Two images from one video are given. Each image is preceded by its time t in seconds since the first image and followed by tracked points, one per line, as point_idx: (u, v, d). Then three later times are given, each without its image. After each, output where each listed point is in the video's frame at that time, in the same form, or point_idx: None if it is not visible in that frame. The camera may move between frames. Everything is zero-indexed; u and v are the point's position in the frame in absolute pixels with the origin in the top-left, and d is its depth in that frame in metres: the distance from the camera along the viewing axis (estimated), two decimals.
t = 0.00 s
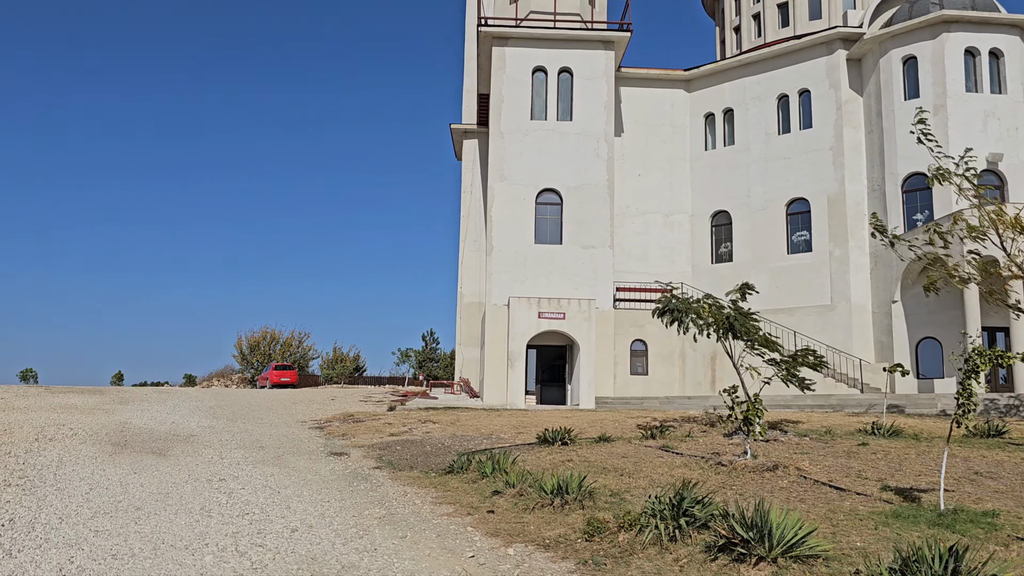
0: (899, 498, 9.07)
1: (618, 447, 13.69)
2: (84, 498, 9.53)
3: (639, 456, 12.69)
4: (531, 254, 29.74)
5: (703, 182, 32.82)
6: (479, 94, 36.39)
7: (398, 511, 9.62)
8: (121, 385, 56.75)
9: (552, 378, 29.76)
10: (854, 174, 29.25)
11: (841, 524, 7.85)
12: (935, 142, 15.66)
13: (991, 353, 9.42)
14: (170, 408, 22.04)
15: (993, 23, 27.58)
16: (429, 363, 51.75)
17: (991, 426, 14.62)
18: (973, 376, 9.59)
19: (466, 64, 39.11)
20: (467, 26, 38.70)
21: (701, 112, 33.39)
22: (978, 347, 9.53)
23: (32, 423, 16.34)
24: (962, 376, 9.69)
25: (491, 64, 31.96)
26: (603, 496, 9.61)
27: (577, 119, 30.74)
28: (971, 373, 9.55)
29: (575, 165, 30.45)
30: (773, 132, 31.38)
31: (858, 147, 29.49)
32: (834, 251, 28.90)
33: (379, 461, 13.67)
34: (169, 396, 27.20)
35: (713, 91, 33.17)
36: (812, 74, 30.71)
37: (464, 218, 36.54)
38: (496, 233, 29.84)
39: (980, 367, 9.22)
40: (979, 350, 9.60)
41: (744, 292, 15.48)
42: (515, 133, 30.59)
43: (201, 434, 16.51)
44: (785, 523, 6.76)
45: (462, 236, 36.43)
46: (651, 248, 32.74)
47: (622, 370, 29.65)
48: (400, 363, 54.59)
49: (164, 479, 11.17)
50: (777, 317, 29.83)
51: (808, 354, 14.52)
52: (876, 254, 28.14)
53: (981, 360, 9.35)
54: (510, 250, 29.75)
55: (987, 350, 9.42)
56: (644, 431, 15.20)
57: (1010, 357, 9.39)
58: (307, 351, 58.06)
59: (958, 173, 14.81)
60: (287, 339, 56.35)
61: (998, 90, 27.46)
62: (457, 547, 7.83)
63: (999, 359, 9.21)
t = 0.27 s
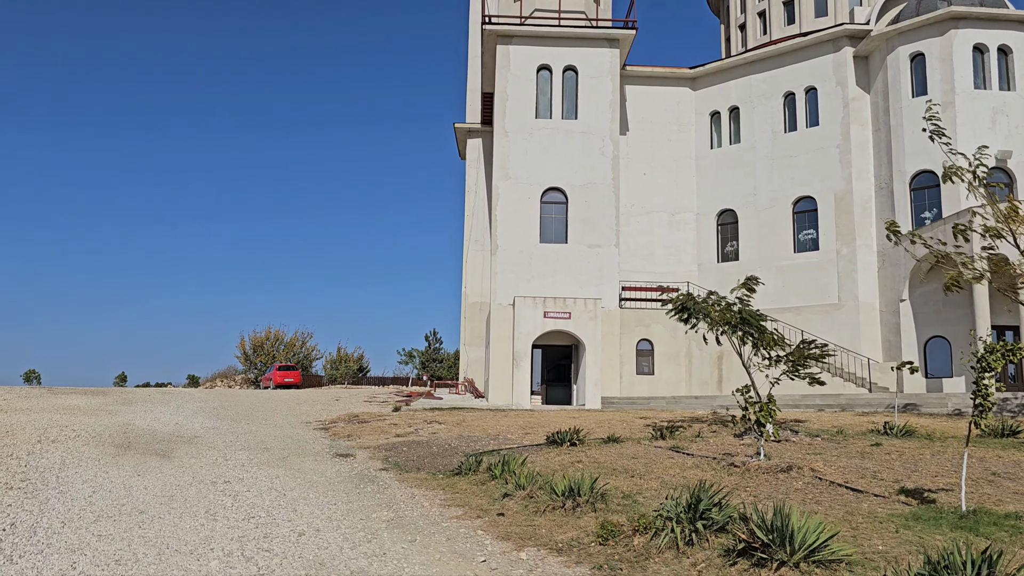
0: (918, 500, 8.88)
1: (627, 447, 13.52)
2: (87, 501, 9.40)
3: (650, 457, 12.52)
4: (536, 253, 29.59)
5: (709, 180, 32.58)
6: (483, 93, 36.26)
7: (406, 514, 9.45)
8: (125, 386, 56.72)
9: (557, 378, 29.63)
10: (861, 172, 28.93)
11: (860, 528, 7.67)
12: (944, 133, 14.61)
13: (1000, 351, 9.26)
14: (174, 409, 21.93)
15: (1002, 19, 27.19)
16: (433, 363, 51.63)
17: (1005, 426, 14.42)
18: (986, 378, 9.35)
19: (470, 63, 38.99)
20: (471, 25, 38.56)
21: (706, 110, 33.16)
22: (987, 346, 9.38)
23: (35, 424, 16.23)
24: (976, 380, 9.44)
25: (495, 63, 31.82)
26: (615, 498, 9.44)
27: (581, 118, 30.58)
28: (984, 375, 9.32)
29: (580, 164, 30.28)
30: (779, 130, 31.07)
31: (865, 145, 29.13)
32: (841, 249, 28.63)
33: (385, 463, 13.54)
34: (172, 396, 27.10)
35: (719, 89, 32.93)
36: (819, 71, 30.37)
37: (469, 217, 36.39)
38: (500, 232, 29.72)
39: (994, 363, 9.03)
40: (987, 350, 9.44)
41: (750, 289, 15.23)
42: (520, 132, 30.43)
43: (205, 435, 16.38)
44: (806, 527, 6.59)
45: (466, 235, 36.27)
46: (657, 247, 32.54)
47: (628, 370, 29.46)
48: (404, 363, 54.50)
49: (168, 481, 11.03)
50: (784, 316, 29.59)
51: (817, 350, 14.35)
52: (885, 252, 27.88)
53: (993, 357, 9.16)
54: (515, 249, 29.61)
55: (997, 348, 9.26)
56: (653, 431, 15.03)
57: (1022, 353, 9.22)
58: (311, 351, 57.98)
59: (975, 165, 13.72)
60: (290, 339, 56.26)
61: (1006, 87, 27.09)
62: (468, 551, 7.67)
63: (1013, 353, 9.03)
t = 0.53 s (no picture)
0: (943, 504, 8.63)
1: (639, 449, 13.28)
2: (91, 503, 9.24)
3: (662, 459, 12.28)
4: (544, 252, 29.40)
5: (719, 179, 32.29)
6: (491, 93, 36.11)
7: (416, 516, 9.26)
8: (132, 386, 56.78)
9: (566, 379, 29.42)
10: (873, 171, 28.55)
11: (885, 534, 7.43)
12: (961, 125, 13.39)
13: None
14: (180, 409, 21.81)
15: (1016, 16, 26.70)
16: (440, 363, 51.47)
17: None
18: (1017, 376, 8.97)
19: (478, 62, 38.84)
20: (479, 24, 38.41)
21: (716, 109, 32.88)
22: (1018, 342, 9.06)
23: (40, 424, 16.13)
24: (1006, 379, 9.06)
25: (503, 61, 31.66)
26: (630, 502, 9.22)
27: (590, 116, 30.37)
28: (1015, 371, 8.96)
29: (589, 163, 30.07)
30: (790, 129, 30.75)
31: (877, 144, 28.73)
32: (852, 249, 28.28)
33: (393, 465, 13.36)
34: (178, 396, 27.00)
35: (728, 88, 32.67)
36: (830, 69, 30.04)
37: (476, 216, 36.21)
38: (508, 231, 29.54)
39: None
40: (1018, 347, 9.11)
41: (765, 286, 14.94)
42: (528, 130, 30.25)
43: (211, 436, 16.24)
44: (831, 533, 6.35)
45: (473, 235, 36.09)
46: (666, 247, 32.27)
47: (637, 371, 29.21)
48: (410, 363, 54.38)
49: (174, 482, 10.86)
50: (795, 317, 29.28)
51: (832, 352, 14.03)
52: (898, 252, 27.52)
53: None
54: (523, 248, 29.42)
55: None
56: (665, 432, 14.79)
57: None
58: (317, 351, 57.89)
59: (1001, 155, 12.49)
60: (297, 339, 56.18)
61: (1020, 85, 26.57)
62: (480, 556, 7.47)
63: None
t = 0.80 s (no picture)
0: (968, 512, 8.35)
1: (651, 453, 13.03)
2: (94, 508, 9.06)
3: (675, 464, 12.04)
4: (552, 253, 29.19)
5: (728, 180, 32.01)
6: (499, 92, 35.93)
7: (425, 522, 9.07)
8: (138, 387, 56.77)
9: (574, 381, 29.20)
10: (885, 171, 28.22)
11: (911, 543, 7.16)
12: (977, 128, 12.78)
13: None
14: (185, 410, 21.67)
15: None
16: (446, 365, 51.29)
17: None
18: None
19: (485, 62, 38.67)
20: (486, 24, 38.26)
21: (725, 109, 32.60)
22: None
23: (45, 426, 15.99)
24: None
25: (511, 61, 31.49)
26: (645, 508, 8.99)
27: (598, 116, 30.16)
28: None
29: (597, 163, 29.86)
30: (800, 129, 30.45)
31: (889, 143, 28.40)
32: (864, 251, 27.96)
33: (401, 468, 13.17)
34: (184, 398, 26.86)
35: (738, 87, 32.39)
36: (841, 68, 29.74)
37: (483, 217, 36.02)
38: (516, 232, 29.34)
39: None
40: None
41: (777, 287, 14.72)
42: (536, 130, 30.06)
43: (217, 438, 16.07)
44: (857, 543, 6.10)
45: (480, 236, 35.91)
46: (675, 248, 32.01)
47: (645, 373, 28.95)
48: (417, 364, 54.24)
49: (178, 486, 10.69)
50: (805, 318, 28.98)
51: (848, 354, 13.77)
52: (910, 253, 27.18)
53: None
54: (530, 249, 29.23)
55: None
56: (678, 435, 14.56)
57: None
58: (323, 353, 57.77)
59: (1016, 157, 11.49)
60: (303, 340, 56.08)
61: None
62: (492, 564, 7.26)
63: None
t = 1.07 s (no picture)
0: (990, 517, 8.14)
1: (660, 456, 12.83)
2: (95, 511, 8.89)
3: (685, 467, 11.85)
4: (556, 255, 29.03)
5: (733, 181, 31.83)
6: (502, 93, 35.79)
7: (432, 526, 8.89)
8: (138, 389, 56.61)
9: (578, 383, 29.01)
10: (891, 172, 28.03)
11: (934, 548, 6.97)
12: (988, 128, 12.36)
13: None
14: (187, 412, 21.48)
15: None
16: (448, 367, 51.09)
17: None
18: None
19: (488, 63, 38.55)
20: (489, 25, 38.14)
21: (730, 110, 32.44)
22: None
23: (46, 427, 15.83)
24: None
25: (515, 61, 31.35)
26: (657, 512, 8.81)
27: (602, 117, 30.00)
28: None
29: (601, 164, 29.71)
30: (806, 129, 30.27)
31: (895, 144, 28.23)
32: (870, 252, 27.76)
33: (405, 471, 12.99)
34: (186, 400, 26.69)
35: (742, 88, 32.22)
36: (846, 68, 29.57)
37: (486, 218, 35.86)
38: (519, 233, 29.18)
39: None
40: None
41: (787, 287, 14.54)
42: (539, 131, 29.91)
43: (219, 440, 15.89)
44: (882, 549, 5.91)
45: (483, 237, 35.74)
46: (679, 249, 31.82)
47: (650, 375, 28.75)
48: (418, 367, 54.05)
49: (180, 489, 10.51)
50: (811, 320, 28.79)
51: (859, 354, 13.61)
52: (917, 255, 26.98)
53: None
54: (534, 250, 29.06)
55: None
56: (687, 438, 14.37)
57: None
58: (324, 355, 57.58)
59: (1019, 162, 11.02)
60: (304, 342, 55.90)
61: None
62: (502, 569, 7.07)
63: None
